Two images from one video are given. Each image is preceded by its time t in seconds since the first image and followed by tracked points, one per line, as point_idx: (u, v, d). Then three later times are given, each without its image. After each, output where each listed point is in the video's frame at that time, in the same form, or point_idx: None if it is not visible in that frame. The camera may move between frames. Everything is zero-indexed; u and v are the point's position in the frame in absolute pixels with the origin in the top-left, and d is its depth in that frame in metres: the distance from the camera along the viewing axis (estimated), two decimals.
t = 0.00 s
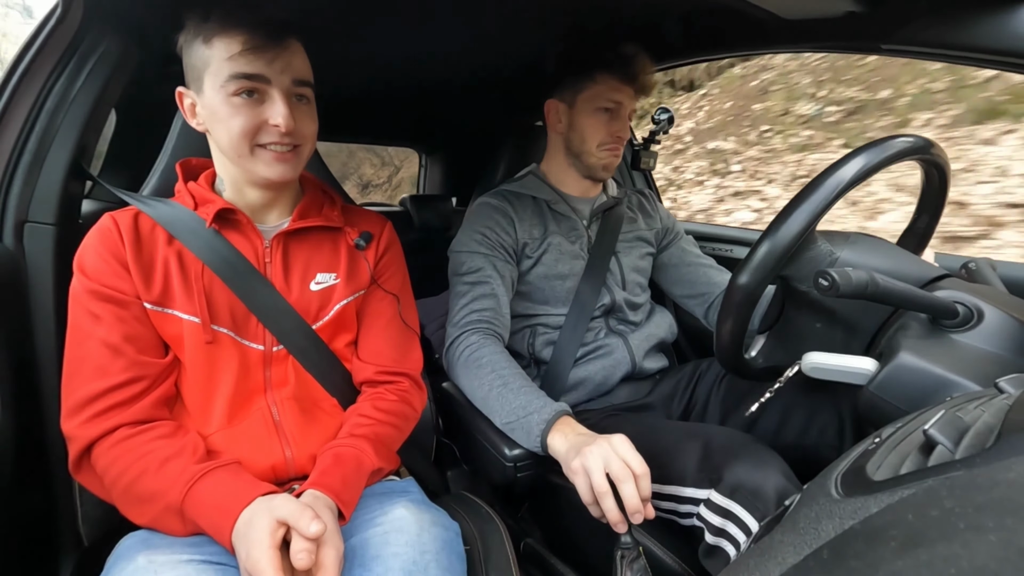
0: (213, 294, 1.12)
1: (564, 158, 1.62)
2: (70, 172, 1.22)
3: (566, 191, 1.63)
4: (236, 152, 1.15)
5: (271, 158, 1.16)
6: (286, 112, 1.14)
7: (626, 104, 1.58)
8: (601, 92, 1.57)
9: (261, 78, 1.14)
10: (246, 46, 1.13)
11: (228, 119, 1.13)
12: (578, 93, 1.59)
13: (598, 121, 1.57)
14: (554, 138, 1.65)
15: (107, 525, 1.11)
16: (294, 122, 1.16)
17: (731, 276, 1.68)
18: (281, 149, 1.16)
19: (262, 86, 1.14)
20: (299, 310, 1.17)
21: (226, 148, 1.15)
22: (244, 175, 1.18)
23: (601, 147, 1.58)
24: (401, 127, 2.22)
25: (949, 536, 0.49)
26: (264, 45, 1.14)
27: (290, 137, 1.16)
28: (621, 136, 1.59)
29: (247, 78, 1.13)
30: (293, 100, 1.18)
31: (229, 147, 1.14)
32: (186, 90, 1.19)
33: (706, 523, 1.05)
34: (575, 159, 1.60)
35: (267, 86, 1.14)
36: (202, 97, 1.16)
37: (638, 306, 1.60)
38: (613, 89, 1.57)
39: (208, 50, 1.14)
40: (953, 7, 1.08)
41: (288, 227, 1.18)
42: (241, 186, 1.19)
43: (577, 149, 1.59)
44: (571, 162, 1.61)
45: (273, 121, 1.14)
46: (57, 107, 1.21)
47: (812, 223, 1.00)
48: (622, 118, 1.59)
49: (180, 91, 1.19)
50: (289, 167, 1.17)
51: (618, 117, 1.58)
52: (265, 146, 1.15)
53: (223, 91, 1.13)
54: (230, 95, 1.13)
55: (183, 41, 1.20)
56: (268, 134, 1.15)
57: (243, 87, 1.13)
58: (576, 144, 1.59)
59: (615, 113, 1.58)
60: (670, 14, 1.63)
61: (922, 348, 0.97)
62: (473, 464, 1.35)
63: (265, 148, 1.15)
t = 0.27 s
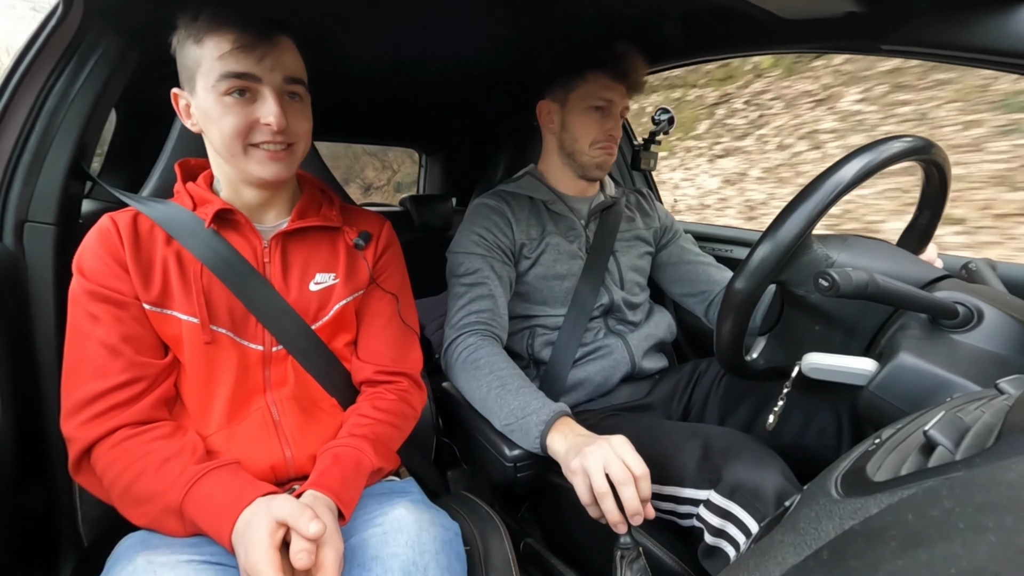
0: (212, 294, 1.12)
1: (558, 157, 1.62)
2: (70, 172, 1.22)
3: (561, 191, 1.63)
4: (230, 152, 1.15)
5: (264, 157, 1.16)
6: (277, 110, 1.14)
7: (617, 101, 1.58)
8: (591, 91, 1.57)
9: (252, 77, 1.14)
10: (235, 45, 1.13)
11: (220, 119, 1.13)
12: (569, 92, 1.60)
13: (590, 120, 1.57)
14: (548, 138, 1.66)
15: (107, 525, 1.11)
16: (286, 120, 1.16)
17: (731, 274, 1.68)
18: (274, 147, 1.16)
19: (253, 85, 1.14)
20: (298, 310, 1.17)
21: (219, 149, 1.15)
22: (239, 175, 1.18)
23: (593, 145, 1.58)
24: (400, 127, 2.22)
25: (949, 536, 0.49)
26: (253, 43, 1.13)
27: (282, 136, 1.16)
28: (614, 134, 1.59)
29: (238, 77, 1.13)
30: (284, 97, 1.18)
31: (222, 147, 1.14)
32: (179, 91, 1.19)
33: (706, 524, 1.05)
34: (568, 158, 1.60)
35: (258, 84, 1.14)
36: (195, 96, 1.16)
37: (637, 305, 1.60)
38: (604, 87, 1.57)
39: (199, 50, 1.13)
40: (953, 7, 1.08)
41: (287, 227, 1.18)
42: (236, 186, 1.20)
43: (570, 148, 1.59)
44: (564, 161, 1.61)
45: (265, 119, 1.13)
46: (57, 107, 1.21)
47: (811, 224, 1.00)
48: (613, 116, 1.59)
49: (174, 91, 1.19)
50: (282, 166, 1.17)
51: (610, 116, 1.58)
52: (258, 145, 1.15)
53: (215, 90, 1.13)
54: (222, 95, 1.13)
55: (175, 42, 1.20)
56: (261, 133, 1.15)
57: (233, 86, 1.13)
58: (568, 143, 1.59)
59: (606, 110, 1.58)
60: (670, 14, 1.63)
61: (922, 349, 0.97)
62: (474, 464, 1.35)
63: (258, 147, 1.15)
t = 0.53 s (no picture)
0: (212, 293, 1.12)
1: (555, 157, 1.62)
2: (70, 172, 1.22)
3: (559, 190, 1.63)
4: (229, 151, 1.15)
5: (264, 156, 1.16)
6: (277, 109, 1.14)
7: (610, 98, 1.58)
8: (583, 89, 1.58)
9: (251, 76, 1.14)
10: (234, 44, 1.13)
11: (219, 118, 1.13)
12: (562, 92, 1.60)
13: (584, 119, 1.57)
14: (543, 138, 1.66)
15: (107, 526, 1.11)
16: (285, 119, 1.16)
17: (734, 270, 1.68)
18: (273, 146, 1.16)
19: (252, 84, 1.14)
20: (298, 308, 1.17)
21: (218, 148, 1.15)
22: (238, 174, 1.18)
23: (587, 142, 1.58)
24: (400, 126, 2.22)
25: (950, 535, 0.49)
26: (252, 42, 1.13)
27: (281, 135, 1.16)
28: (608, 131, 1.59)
29: (237, 76, 1.13)
30: (284, 96, 1.18)
31: (222, 146, 1.14)
32: (179, 90, 1.19)
33: (708, 514, 1.06)
34: (564, 157, 1.60)
35: (257, 83, 1.14)
36: (195, 96, 1.16)
37: (637, 304, 1.60)
38: (596, 85, 1.57)
39: (199, 49, 1.14)
40: (954, 6, 1.08)
41: (287, 225, 1.18)
42: (236, 185, 1.20)
43: (564, 146, 1.59)
44: (560, 160, 1.61)
45: (265, 118, 1.13)
46: (57, 107, 1.21)
47: (809, 224, 1.00)
48: (607, 113, 1.59)
49: (174, 90, 1.19)
50: (282, 166, 1.17)
51: (604, 113, 1.58)
52: (258, 144, 1.15)
53: (215, 89, 1.13)
54: (221, 94, 1.13)
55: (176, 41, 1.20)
56: (260, 132, 1.15)
57: (233, 85, 1.13)
58: (562, 142, 1.59)
59: (600, 108, 1.58)
60: (670, 13, 1.63)
61: (922, 348, 0.97)
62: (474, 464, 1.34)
63: (257, 146, 1.15)
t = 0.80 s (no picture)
0: (218, 301, 1.12)
1: (559, 156, 1.62)
2: (70, 172, 1.23)
3: (567, 191, 1.63)
4: (237, 165, 1.15)
5: (271, 171, 1.16)
6: (286, 125, 1.14)
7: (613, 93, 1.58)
8: (585, 85, 1.57)
9: (261, 90, 1.14)
10: (244, 57, 1.12)
11: (227, 130, 1.13)
12: (563, 88, 1.60)
13: (587, 115, 1.57)
14: (547, 138, 1.66)
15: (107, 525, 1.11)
16: (295, 134, 1.16)
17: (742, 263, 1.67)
18: (282, 161, 1.16)
19: (262, 98, 1.14)
20: (304, 316, 1.18)
21: (226, 160, 1.15)
22: (245, 187, 1.18)
23: (591, 141, 1.58)
24: (400, 126, 2.22)
25: (948, 535, 0.49)
26: (262, 55, 1.13)
27: (290, 150, 1.16)
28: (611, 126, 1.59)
29: (246, 90, 1.13)
30: (294, 110, 1.18)
31: (229, 160, 1.15)
32: (186, 98, 1.19)
33: (717, 500, 1.07)
34: (567, 156, 1.60)
35: (267, 97, 1.14)
36: (202, 105, 1.16)
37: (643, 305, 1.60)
38: (599, 82, 1.57)
39: (207, 59, 1.14)
40: (957, 6, 1.07)
41: (293, 233, 1.18)
42: (242, 196, 1.20)
43: (567, 144, 1.59)
44: (564, 159, 1.61)
45: (274, 134, 1.14)
46: (57, 107, 1.21)
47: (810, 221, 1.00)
48: (610, 108, 1.58)
49: (179, 97, 1.19)
50: (289, 180, 1.17)
51: (606, 108, 1.58)
52: (266, 159, 1.15)
53: (223, 102, 1.13)
54: (229, 107, 1.13)
55: (180, 45, 1.19)
56: (269, 147, 1.15)
57: (242, 99, 1.13)
58: (566, 140, 1.59)
59: (602, 103, 1.58)
60: (671, 14, 1.63)
61: (923, 349, 0.97)
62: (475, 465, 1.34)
63: (265, 160, 1.15)
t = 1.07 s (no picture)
0: (224, 296, 1.12)
1: (559, 158, 1.62)
2: (69, 171, 1.22)
3: (569, 194, 1.63)
4: (245, 153, 1.15)
5: (279, 159, 1.16)
6: (295, 113, 1.14)
7: (615, 96, 1.58)
8: (587, 89, 1.57)
9: (271, 78, 1.14)
10: (255, 46, 1.13)
11: (236, 119, 1.13)
12: (565, 94, 1.60)
13: (588, 118, 1.57)
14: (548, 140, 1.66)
15: (107, 525, 1.11)
16: (304, 123, 1.16)
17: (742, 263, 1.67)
18: (290, 150, 1.16)
19: (272, 87, 1.14)
20: (309, 311, 1.17)
21: (234, 148, 1.15)
22: (252, 177, 1.18)
23: (593, 145, 1.58)
24: (400, 126, 2.22)
25: (948, 535, 0.49)
26: (273, 44, 1.13)
27: (299, 138, 1.16)
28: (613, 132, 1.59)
29: (257, 78, 1.13)
30: (303, 100, 1.18)
31: (238, 148, 1.14)
32: (197, 90, 1.20)
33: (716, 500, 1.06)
34: (569, 159, 1.60)
35: (277, 87, 1.14)
36: (212, 96, 1.16)
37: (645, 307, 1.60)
38: (600, 86, 1.57)
39: (219, 51, 1.14)
40: (956, 5, 1.07)
41: (298, 228, 1.18)
42: (249, 186, 1.20)
43: (569, 147, 1.59)
44: (565, 162, 1.61)
45: (283, 121, 1.14)
46: (57, 107, 1.20)
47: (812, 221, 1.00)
48: (611, 112, 1.59)
49: (191, 91, 1.20)
50: (297, 168, 1.17)
51: (607, 112, 1.58)
52: (275, 147, 1.15)
53: (233, 91, 1.13)
54: (240, 96, 1.13)
55: (194, 43, 1.21)
56: (277, 135, 1.15)
57: (252, 87, 1.13)
58: (567, 144, 1.59)
59: (604, 106, 1.58)
60: (670, 13, 1.63)
61: (922, 348, 0.98)
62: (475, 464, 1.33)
63: (273, 148, 1.15)
